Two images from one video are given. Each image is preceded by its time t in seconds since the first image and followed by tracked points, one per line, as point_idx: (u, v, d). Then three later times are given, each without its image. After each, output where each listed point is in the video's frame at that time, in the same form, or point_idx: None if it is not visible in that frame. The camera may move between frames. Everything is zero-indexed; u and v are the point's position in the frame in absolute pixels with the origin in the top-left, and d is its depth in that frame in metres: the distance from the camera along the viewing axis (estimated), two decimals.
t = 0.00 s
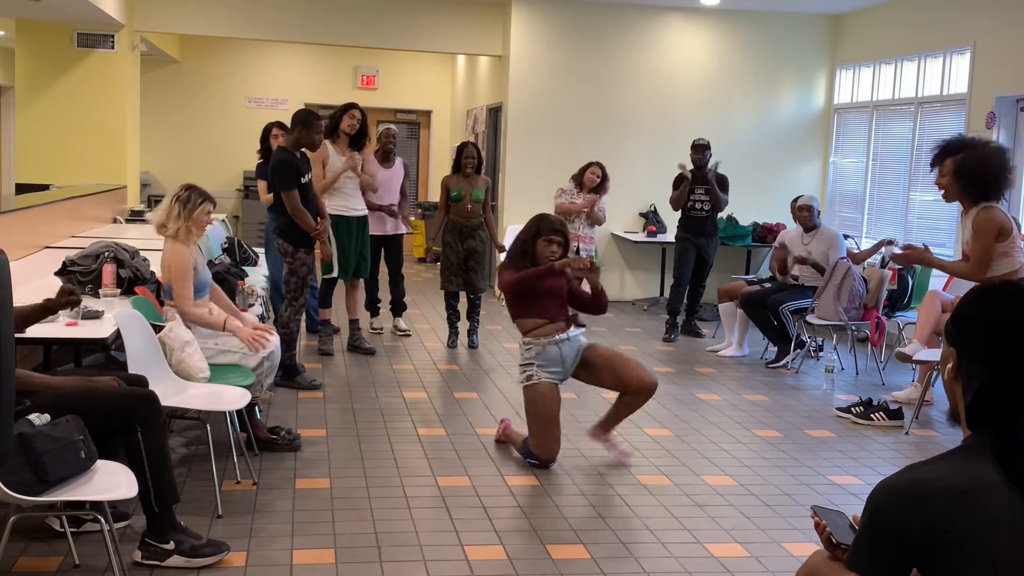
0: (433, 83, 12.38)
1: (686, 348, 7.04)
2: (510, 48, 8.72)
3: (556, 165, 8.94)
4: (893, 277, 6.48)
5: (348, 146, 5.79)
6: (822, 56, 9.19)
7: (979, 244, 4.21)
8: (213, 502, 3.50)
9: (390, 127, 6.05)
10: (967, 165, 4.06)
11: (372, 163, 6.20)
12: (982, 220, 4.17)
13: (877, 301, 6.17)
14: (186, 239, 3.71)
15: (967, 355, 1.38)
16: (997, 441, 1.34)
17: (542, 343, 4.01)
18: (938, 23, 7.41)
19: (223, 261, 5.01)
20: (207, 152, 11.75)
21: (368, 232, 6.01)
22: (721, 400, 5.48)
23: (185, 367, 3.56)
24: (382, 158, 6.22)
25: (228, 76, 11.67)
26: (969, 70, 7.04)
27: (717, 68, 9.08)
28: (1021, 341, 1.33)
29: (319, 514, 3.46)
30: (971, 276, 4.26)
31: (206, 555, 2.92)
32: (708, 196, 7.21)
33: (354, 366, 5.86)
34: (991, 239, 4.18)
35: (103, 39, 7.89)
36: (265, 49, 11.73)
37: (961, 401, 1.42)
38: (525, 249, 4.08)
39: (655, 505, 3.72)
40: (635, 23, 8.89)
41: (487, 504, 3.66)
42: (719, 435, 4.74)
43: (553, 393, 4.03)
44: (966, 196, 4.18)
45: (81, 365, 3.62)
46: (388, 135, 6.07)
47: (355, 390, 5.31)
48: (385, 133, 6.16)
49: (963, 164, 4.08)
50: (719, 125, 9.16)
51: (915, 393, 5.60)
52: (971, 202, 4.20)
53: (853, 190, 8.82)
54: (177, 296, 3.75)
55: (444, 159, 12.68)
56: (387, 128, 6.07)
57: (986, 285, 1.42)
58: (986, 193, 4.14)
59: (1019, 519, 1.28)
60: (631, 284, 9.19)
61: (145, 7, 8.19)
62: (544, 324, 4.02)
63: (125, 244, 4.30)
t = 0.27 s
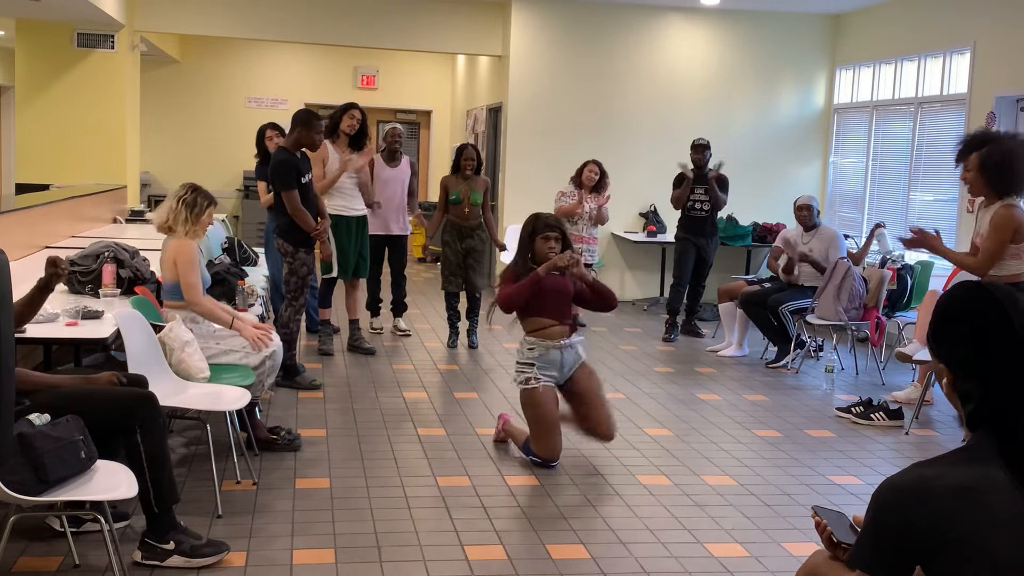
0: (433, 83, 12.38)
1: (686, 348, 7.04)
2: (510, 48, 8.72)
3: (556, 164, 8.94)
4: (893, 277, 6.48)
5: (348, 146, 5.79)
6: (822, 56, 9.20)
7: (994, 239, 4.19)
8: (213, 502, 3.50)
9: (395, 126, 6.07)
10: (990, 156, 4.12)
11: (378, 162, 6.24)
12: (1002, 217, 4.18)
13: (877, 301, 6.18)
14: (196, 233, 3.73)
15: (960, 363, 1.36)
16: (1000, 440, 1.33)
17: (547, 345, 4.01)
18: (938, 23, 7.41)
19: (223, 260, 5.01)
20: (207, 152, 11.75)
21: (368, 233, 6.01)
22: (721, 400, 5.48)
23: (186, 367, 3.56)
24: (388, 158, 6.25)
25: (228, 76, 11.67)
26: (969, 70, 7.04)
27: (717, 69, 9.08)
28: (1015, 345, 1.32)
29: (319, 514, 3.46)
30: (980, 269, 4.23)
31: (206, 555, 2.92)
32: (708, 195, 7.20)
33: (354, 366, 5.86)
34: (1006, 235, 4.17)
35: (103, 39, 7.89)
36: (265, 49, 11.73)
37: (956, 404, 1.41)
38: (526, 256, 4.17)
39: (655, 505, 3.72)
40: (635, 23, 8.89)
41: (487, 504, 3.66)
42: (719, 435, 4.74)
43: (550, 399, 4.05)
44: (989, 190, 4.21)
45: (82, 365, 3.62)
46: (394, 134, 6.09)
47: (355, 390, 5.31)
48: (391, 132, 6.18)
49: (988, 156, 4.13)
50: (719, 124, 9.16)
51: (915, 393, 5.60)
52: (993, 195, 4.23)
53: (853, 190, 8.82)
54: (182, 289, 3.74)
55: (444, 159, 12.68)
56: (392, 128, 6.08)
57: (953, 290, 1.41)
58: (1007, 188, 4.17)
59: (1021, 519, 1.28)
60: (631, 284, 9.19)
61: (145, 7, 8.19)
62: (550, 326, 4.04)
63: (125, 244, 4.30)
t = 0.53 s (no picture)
0: (433, 83, 12.38)
1: (686, 348, 7.04)
2: (510, 48, 8.72)
3: (556, 164, 8.93)
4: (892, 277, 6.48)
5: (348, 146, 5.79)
6: (822, 56, 9.20)
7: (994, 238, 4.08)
8: (213, 502, 3.50)
9: (400, 127, 6.07)
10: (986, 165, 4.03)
11: (383, 163, 6.23)
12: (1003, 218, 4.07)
13: (877, 301, 6.18)
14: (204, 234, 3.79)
15: (960, 358, 1.37)
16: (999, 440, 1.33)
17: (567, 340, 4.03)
18: (938, 23, 7.41)
19: (223, 260, 5.01)
20: (207, 152, 11.75)
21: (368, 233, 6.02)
22: (721, 400, 5.48)
23: (186, 367, 3.56)
24: (393, 158, 6.24)
25: (228, 76, 11.67)
26: (969, 70, 7.04)
27: (717, 69, 9.08)
28: (1015, 345, 1.32)
29: (319, 514, 3.46)
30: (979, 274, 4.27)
31: (206, 555, 2.92)
32: (708, 196, 7.20)
33: (354, 366, 5.86)
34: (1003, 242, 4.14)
35: (103, 39, 7.89)
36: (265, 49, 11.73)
37: (954, 401, 1.41)
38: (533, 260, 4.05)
39: (655, 505, 3.72)
40: (635, 23, 8.89)
41: (487, 504, 3.66)
42: (719, 435, 4.74)
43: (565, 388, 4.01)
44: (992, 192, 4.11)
45: (81, 365, 3.62)
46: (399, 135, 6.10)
47: (355, 390, 5.31)
48: (397, 134, 6.17)
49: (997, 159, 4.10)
50: (719, 124, 9.16)
51: (915, 393, 5.60)
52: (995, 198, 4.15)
53: (853, 190, 8.82)
54: (177, 281, 3.73)
55: (444, 159, 12.68)
56: (397, 129, 6.08)
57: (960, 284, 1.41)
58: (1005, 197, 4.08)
59: (1019, 519, 1.29)
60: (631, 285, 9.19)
61: (145, 7, 8.19)
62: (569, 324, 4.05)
63: (125, 244, 4.30)
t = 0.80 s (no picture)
0: (433, 83, 12.38)
1: (686, 348, 7.04)
2: (510, 48, 8.72)
3: (556, 164, 8.93)
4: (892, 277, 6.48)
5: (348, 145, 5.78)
6: (822, 56, 9.20)
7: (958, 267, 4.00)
8: (213, 502, 3.50)
9: (403, 127, 6.04)
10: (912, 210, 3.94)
11: (386, 163, 6.21)
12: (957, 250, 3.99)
13: (877, 301, 6.17)
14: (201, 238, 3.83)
15: (970, 351, 1.36)
16: (996, 443, 1.32)
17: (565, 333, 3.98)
18: (938, 23, 7.41)
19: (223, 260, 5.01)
20: (207, 152, 11.75)
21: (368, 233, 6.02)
22: (721, 400, 5.48)
23: (185, 367, 3.56)
24: (396, 158, 6.21)
25: (228, 76, 11.68)
26: (969, 70, 7.04)
27: (717, 69, 9.08)
28: None
29: (319, 514, 3.46)
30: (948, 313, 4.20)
31: (206, 555, 2.92)
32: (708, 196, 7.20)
33: (354, 366, 5.86)
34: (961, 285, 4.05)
35: (103, 39, 7.89)
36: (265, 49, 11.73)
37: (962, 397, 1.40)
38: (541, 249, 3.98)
39: (655, 505, 3.72)
40: (635, 23, 8.89)
41: (486, 504, 3.66)
42: (719, 435, 4.74)
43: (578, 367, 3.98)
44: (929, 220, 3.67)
45: (81, 366, 3.62)
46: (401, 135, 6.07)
47: (355, 390, 5.31)
48: (400, 133, 6.13)
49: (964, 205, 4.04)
50: (719, 124, 9.16)
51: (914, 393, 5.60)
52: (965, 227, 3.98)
53: (853, 190, 8.82)
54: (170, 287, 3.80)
55: (444, 159, 12.68)
56: (400, 129, 6.06)
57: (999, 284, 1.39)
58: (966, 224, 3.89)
59: (1019, 520, 1.28)
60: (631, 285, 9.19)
61: (145, 7, 8.20)
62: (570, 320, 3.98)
63: (125, 244, 4.30)
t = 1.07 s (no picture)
0: (433, 83, 12.38)
1: (686, 348, 7.04)
2: (510, 48, 8.72)
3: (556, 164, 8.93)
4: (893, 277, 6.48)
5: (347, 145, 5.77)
6: (822, 55, 9.19)
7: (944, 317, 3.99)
8: (213, 502, 3.50)
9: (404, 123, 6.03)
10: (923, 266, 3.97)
11: (388, 159, 6.19)
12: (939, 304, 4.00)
13: (877, 301, 6.17)
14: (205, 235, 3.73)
15: (972, 352, 1.35)
16: (995, 442, 1.31)
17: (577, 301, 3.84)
18: (938, 23, 7.41)
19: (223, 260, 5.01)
20: (207, 152, 11.75)
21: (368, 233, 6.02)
22: (721, 400, 5.48)
23: (185, 367, 3.56)
24: (398, 153, 6.20)
25: (228, 76, 11.67)
26: (969, 70, 7.04)
27: (717, 68, 9.08)
28: None
29: (319, 514, 3.46)
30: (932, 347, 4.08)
31: (206, 555, 2.92)
32: (708, 195, 7.20)
33: (354, 366, 5.86)
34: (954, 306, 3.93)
35: (103, 39, 7.89)
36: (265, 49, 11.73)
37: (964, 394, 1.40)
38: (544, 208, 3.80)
39: (655, 505, 3.72)
40: (635, 23, 8.89)
41: (486, 504, 3.66)
42: (719, 435, 4.74)
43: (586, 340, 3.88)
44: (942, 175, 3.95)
45: (81, 366, 3.62)
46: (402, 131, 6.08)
47: (355, 390, 5.31)
48: (401, 128, 6.13)
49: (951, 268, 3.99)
50: (719, 124, 9.15)
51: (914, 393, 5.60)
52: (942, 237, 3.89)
53: (853, 190, 8.82)
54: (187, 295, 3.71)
55: (444, 159, 12.68)
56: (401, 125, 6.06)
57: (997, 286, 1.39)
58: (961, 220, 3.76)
59: (1019, 520, 1.28)
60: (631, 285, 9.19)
61: (145, 7, 8.19)
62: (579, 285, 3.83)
63: (125, 244, 4.30)
